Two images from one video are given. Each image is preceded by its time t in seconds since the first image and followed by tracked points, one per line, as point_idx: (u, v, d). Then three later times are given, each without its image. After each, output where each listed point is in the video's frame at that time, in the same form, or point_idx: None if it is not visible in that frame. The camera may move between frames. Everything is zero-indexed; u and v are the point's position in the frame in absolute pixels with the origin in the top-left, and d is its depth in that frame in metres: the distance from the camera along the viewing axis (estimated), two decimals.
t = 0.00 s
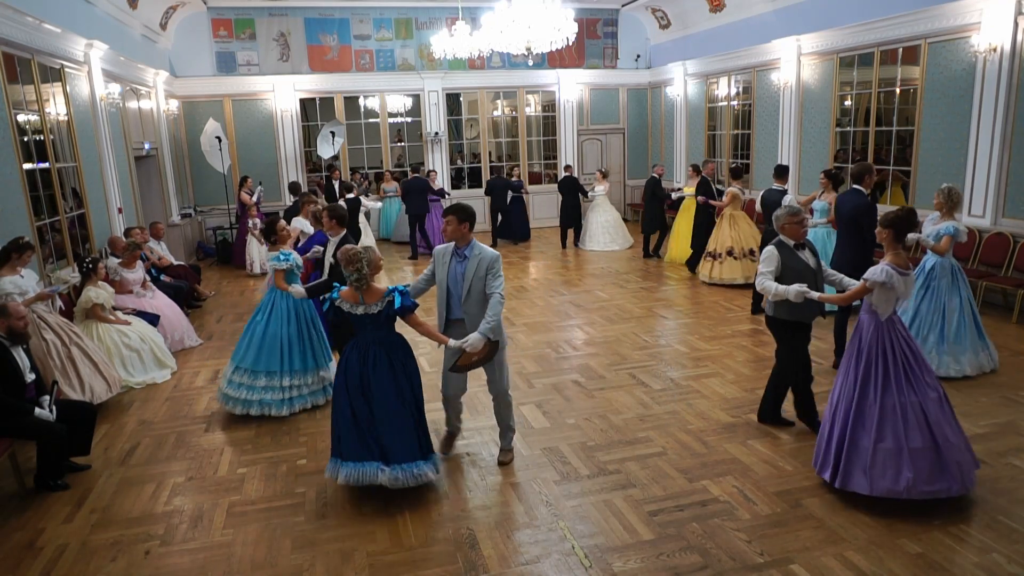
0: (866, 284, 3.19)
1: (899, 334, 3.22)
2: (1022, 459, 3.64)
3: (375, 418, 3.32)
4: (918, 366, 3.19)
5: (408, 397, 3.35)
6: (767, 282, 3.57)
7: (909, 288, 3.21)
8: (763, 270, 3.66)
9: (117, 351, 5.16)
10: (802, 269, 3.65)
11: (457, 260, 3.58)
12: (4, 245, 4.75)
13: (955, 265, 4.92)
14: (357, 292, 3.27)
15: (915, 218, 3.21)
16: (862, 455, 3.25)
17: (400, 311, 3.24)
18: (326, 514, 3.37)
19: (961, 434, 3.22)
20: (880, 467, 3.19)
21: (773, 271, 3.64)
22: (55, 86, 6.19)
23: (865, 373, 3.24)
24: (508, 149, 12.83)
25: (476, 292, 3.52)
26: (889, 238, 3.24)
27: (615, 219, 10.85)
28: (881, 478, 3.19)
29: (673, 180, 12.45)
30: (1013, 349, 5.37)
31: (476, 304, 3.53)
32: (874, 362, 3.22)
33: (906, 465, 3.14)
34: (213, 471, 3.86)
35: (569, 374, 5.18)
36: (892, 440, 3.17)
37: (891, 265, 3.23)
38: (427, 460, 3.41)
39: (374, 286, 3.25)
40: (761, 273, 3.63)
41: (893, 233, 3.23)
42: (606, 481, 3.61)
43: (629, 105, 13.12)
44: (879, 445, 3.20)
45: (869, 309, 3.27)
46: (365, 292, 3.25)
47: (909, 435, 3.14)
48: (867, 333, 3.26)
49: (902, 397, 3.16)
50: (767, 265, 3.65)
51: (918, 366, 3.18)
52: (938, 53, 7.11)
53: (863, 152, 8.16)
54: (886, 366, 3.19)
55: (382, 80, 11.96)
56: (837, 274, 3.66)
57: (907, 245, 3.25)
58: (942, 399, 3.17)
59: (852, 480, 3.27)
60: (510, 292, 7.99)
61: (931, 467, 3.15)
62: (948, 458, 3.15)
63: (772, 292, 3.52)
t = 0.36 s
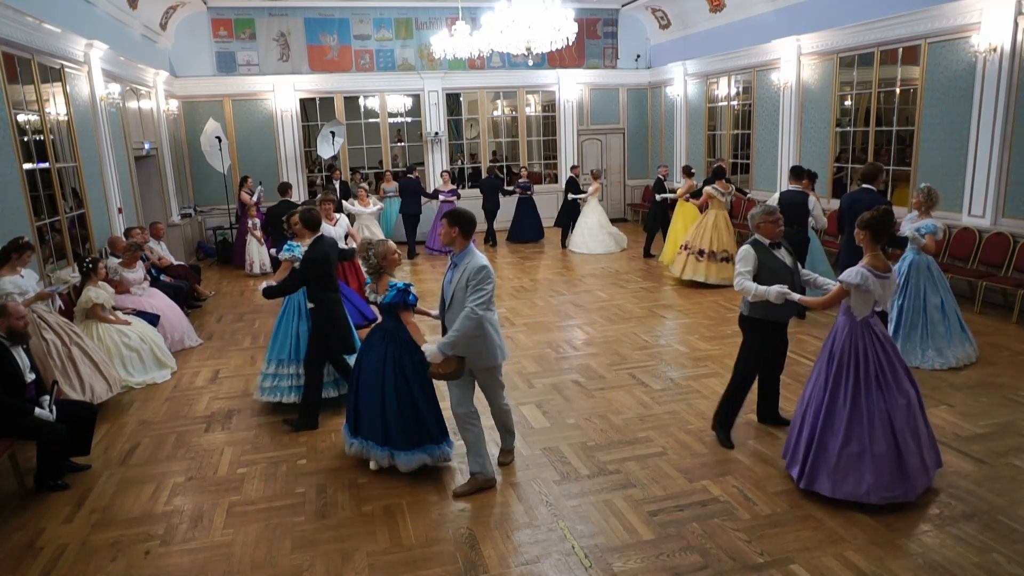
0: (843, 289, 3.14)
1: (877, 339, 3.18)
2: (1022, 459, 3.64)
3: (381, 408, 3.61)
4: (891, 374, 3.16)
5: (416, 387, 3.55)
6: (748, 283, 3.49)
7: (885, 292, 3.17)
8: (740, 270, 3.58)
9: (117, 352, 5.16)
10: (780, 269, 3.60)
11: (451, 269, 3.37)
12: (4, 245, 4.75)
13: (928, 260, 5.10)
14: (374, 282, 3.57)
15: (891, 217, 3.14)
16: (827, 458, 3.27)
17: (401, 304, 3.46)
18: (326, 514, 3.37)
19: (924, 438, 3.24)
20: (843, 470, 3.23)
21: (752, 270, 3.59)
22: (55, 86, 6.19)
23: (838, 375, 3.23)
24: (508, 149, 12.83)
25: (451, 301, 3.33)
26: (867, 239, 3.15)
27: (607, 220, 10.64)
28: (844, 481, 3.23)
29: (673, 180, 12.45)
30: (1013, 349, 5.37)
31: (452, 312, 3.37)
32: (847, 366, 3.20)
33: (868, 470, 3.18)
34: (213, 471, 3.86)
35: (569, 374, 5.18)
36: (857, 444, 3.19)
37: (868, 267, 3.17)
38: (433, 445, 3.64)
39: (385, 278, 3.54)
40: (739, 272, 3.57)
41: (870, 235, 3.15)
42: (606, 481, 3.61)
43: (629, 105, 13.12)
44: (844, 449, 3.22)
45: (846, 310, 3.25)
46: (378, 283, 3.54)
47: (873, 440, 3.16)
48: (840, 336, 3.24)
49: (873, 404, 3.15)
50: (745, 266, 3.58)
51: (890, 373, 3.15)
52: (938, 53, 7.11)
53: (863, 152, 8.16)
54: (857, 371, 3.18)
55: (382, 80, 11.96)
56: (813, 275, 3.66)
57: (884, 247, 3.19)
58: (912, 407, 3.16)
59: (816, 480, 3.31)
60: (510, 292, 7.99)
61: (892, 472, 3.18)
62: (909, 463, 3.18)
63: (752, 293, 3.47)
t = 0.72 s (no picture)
0: (812, 294, 3.16)
1: (847, 351, 3.16)
2: (1022, 459, 3.64)
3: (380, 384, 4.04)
4: (852, 386, 3.14)
5: (408, 376, 3.81)
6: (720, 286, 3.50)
7: (860, 301, 3.13)
8: (712, 273, 3.59)
9: (117, 351, 5.16)
10: (750, 273, 3.59)
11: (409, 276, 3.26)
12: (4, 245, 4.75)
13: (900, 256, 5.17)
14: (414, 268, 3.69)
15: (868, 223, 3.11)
16: (777, 452, 3.37)
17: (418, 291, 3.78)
18: (327, 514, 3.37)
19: (880, 456, 3.20)
20: (789, 467, 3.32)
21: (723, 273, 3.58)
22: (55, 86, 6.19)
23: (800, 376, 3.29)
24: (508, 149, 12.83)
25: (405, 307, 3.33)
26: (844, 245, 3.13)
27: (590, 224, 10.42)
28: (787, 478, 3.32)
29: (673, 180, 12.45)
30: (1012, 349, 5.37)
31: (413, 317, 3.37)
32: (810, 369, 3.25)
33: (810, 471, 3.25)
34: (213, 471, 3.86)
35: (569, 374, 5.18)
36: (804, 444, 3.26)
37: (841, 273, 3.15)
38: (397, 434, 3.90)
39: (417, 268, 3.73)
40: (711, 275, 3.57)
41: (848, 239, 3.13)
42: (606, 481, 3.61)
43: (629, 105, 13.13)
44: (793, 448, 3.30)
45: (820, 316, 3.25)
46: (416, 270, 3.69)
47: (820, 445, 3.21)
48: (812, 340, 3.28)
49: (825, 410, 3.19)
50: (716, 269, 3.60)
51: (849, 383, 3.14)
52: (937, 53, 7.11)
53: (863, 152, 8.16)
54: (817, 376, 3.22)
55: (382, 80, 11.96)
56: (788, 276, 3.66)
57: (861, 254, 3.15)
58: (868, 423, 3.13)
59: (764, 471, 3.42)
60: (510, 292, 7.99)
61: (834, 479, 3.22)
62: (852, 476, 3.20)
63: (726, 296, 3.48)
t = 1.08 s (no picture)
0: (806, 295, 3.08)
1: (836, 352, 3.03)
2: (1022, 459, 3.64)
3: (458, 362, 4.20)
4: (836, 389, 3.00)
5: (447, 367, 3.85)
6: (711, 287, 3.49)
7: (858, 304, 3.03)
8: (702, 274, 3.59)
9: (117, 352, 5.16)
10: (742, 273, 3.58)
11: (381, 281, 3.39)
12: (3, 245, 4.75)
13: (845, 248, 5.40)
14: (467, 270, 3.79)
15: (865, 224, 3.05)
16: (751, 448, 3.26)
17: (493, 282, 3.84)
18: (327, 514, 3.37)
19: (856, 469, 3.03)
20: (761, 465, 3.20)
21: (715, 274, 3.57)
22: (55, 86, 6.19)
23: (786, 374, 3.17)
24: (508, 149, 12.83)
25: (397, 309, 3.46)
26: (841, 247, 3.07)
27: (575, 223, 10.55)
28: (757, 477, 3.20)
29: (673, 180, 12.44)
30: (1013, 349, 5.37)
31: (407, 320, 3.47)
32: (796, 366, 3.13)
33: (780, 472, 3.12)
34: (213, 471, 3.86)
35: (569, 374, 5.18)
36: (779, 444, 3.14)
37: (838, 275, 3.07)
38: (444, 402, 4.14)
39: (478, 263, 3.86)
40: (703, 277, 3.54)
41: (845, 241, 3.06)
42: (607, 481, 3.60)
43: (628, 105, 13.13)
44: (767, 448, 3.19)
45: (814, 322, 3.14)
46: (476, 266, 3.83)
47: (794, 446, 3.08)
48: (803, 341, 3.16)
49: (804, 410, 3.06)
50: (708, 269, 3.59)
51: (832, 387, 3.00)
52: (937, 54, 7.11)
53: (863, 152, 8.16)
54: (801, 374, 3.10)
55: (382, 81, 11.96)
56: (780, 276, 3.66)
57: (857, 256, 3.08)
58: (847, 430, 2.98)
59: (738, 470, 3.31)
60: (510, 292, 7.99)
61: (805, 484, 3.07)
62: (824, 484, 3.03)
63: (719, 297, 3.43)
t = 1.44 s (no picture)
0: (808, 294, 3.06)
1: (839, 352, 3.02)
2: (1022, 459, 3.64)
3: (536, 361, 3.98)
4: (842, 388, 2.98)
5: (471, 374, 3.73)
6: (710, 288, 3.46)
7: (863, 302, 3.02)
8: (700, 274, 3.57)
9: (117, 352, 5.16)
10: (740, 274, 3.58)
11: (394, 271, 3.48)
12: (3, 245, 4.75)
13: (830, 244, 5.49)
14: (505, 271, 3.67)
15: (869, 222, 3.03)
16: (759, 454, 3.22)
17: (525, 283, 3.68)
18: (327, 514, 3.37)
19: (869, 472, 2.95)
20: (770, 471, 3.15)
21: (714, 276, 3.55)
22: (55, 86, 6.19)
23: (791, 376, 3.16)
24: (508, 149, 12.83)
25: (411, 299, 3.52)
26: (845, 245, 3.05)
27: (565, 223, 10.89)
28: (766, 484, 3.14)
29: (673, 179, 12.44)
30: (1013, 349, 5.37)
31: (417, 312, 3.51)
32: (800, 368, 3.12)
33: (789, 476, 3.06)
34: (213, 471, 3.86)
35: (569, 374, 5.18)
36: (787, 448, 3.09)
37: (840, 274, 3.05)
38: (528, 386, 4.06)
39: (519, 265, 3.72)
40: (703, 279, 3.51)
41: (847, 239, 3.04)
42: (606, 481, 3.60)
43: (628, 105, 13.13)
44: (775, 452, 3.14)
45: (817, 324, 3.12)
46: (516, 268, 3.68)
47: (802, 448, 3.03)
48: (805, 343, 3.16)
49: (810, 411, 3.03)
50: (707, 270, 3.57)
51: (837, 385, 2.98)
52: (937, 54, 7.11)
53: (863, 152, 8.16)
54: (805, 375, 3.09)
55: (382, 81, 11.96)
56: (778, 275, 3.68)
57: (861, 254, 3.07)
58: (855, 430, 2.93)
59: (746, 479, 3.25)
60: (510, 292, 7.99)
61: (815, 488, 3.00)
62: (835, 486, 2.96)
63: (720, 300, 3.39)
